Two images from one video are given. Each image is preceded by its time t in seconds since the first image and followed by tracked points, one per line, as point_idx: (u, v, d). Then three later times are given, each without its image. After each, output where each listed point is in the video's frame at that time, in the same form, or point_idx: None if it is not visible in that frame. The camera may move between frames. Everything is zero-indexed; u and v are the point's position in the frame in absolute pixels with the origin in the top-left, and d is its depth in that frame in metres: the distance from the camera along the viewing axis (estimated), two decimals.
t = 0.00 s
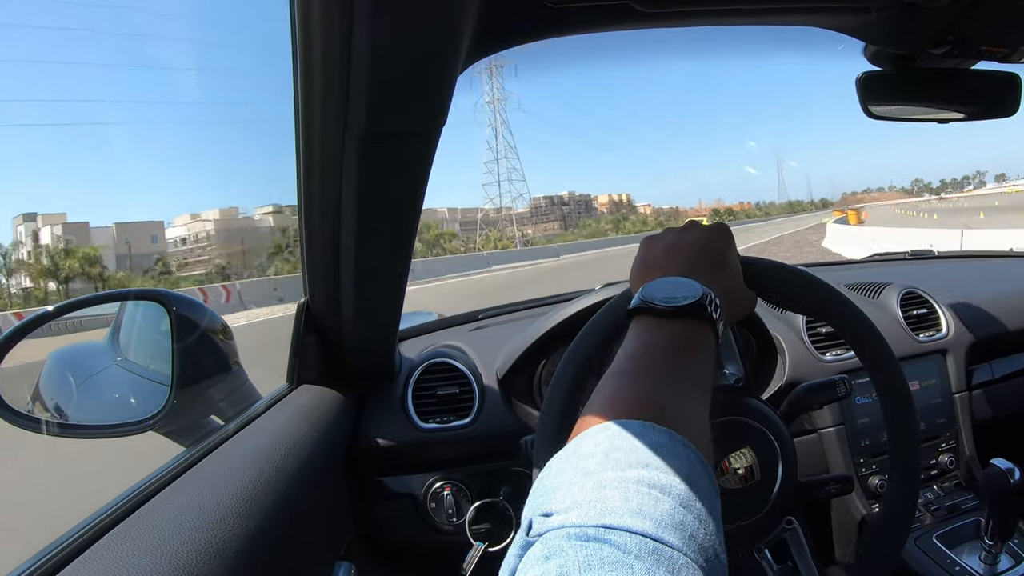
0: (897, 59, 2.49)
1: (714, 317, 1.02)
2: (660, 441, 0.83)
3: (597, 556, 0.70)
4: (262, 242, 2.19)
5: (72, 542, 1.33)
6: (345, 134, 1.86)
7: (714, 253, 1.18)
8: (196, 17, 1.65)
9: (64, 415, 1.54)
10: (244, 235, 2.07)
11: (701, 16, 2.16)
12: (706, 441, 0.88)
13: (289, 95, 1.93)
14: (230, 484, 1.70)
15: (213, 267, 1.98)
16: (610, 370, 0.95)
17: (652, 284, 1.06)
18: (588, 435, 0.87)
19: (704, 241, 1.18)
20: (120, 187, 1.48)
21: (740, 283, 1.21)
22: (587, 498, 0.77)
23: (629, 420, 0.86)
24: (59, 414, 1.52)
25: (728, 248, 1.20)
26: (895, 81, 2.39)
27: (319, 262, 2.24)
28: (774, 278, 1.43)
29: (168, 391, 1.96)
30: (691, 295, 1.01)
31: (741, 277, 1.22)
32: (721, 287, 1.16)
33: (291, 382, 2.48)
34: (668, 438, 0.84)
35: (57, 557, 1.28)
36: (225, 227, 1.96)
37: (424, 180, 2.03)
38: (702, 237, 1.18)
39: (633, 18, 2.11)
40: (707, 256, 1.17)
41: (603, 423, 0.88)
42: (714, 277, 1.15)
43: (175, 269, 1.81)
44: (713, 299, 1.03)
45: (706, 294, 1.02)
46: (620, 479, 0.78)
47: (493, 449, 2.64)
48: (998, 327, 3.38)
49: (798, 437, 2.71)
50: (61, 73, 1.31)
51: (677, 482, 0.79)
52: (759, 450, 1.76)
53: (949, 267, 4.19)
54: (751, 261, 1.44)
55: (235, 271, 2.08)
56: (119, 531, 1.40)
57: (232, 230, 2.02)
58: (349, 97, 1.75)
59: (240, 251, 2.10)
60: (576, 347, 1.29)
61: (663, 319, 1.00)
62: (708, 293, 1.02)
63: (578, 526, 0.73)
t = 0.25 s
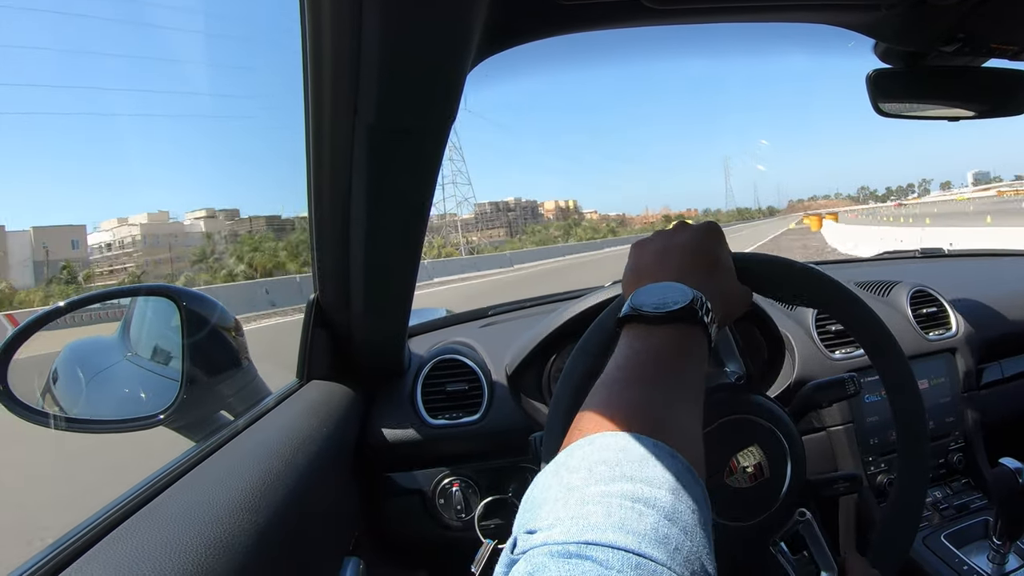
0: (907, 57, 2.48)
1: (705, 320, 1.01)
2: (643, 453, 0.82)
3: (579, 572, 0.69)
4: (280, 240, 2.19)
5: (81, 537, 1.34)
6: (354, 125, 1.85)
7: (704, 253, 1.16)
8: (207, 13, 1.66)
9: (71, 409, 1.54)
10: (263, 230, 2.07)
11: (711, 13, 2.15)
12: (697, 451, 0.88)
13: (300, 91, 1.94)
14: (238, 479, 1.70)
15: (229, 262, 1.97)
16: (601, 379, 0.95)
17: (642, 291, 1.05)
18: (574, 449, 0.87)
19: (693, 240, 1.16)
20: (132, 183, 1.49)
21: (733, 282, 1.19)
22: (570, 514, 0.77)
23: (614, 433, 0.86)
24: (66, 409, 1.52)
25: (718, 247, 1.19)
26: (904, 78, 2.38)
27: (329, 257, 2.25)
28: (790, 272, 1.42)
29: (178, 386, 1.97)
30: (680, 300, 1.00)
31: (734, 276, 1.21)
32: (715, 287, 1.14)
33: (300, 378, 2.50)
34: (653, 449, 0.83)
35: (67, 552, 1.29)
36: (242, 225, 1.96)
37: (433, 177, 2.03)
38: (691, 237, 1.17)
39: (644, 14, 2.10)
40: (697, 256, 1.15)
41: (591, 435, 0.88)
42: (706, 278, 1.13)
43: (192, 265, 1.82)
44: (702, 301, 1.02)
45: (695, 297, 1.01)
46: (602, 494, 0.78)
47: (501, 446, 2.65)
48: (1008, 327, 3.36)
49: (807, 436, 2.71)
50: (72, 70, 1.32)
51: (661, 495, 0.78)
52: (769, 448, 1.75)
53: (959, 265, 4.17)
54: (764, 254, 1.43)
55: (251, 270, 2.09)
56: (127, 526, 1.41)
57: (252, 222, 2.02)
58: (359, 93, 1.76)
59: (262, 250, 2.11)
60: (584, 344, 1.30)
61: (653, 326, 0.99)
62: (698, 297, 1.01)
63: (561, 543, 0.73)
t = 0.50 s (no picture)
0: (909, 57, 2.48)
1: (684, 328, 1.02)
2: (614, 470, 0.81)
3: None
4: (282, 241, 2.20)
5: (81, 536, 1.33)
6: (357, 125, 1.85)
7: (683, 259, 1.17)
8: (209, 14, 1.66)
9: (73, 409, 1.55)
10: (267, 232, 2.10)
11: (714, 13, 2.15)
12: (674, 466, 0.88)
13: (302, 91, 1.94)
14: (238, 478, 1.70)
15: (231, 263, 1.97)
16: (581, 393, 0.95)
17: (619, 302, 1.05)
18: (545, 468, 0.85)
19: (673, 246, 1.17)
20: (134, 181, 1.49)
21: (713, 288, 1.20)
22: (537, 534, 0.75)
23: (588, 450, 0.85)
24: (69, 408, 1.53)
25: (698, 252, 1.19)
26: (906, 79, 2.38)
27: (331, 257, 2.25)
28: (790, 271, 1.43)
29: (180, 385, 1.97)
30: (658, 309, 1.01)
31: (715, 280, 1.22)
32: (696, 292, 1.15)
33: (302, 377, 2.50)
34: (624, 466, 0.82)
35: (68, 551, 1.28)
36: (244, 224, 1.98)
37: (436, 176, 2.03)
38: (671, 243, 1.17)
39: (646, 14, 2.10)
40: (677, 262, 1.16)
41: (566, 451, 0.87)
42: (686, 284, 1.14)
43: (200, 263, 1.83)
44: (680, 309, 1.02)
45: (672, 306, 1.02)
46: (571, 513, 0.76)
47: (503, 446, 2.65)
48: (1010, 328, 3.35)
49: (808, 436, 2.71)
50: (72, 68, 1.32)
51: (630, 512, 0.77)
52: (770, 449, 1.75)
53: (961, 266, 4.16)
54: (769, 254, 1.44)
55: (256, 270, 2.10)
56: (128, 525, 1.40)
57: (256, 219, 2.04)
58: (361, 92, 1.75)
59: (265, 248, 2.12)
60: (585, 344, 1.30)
61: (631, 337, 1.00)
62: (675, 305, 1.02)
63: (528, 565, 0.70)
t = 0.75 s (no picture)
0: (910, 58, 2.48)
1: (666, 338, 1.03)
2: (590, 486, 0.82)
3: None
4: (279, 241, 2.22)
5: (82, 536, 1.33)
6: (358, 126, 1.85)
7: (665, 265, 1.17)
8: (210, 16, 1.67)
9: (75, 409, 1.55)
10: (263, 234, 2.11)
11: (715, 14, 2.16)
12: (653, 484, 0.89)
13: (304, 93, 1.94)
14: (239, 479, 1.70)
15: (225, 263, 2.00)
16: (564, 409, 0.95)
17: (600, 317, 1.06)
18: (523, 486, 0.86)
19: (655, 252, 1.17)
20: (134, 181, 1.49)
21: (696, 293, 1.21)
22: (513, 555, 0.76)
23: (565, 468, 0.85)
24: (71, 409, 1.54)
25: (681, 257, 1.20)
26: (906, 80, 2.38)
27: (332, 258, 2.25)
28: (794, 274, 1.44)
29: (181, 385, 1.97)
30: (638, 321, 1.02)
31: (698, 285, 1.22)
32: (678, 299, 1.16)
33: (304, 378, 2.50)
34: (601, 483, 0.83)
35: (68, 551, 1.28)
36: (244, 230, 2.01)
37: (437, 178, 2.03)
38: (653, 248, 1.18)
39: (647, 15, 2.10)
40: (659, 269, 1.16)
41: (545, 469, 0.87)
42: (668, 291, 1.15)
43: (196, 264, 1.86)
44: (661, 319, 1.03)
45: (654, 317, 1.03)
46: (547, 533, 0.77)
47: (503, 447, 2.66)
48: (1012, 329, 3.35)
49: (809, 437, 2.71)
50: (73, 69, 1.32)
51: (607, 529, 0.78)
52: (772, 451, 1.74)
53: (963, 267, 4.16)
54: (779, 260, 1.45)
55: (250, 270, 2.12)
56: (129, 526, 1.40)
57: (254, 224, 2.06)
58: (362, 93, 1.75)
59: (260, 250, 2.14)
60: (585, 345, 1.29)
61: (612, 350, 1.01)
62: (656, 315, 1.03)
63: None
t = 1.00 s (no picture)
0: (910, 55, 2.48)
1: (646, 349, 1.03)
2: (566, 504, 0.82)
3: None
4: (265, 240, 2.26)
5: (85, 536, 1.33)
6: (358, 126, 1.85)
7: (644, 275, 1.17)
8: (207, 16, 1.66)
9: (73, 410, 1.56)
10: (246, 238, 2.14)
11: (716, 12, 2.15)
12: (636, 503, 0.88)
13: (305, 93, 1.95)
14: (240, 480, 1.70)
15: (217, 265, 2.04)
16: (544, 430, 0.95)
17: (579, 332, 1.06)
18: (502, 506, 0.87)
19: (633, 263, 1.17)
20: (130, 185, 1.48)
21: (679, 300, 1.21)
22: None
23: (543, 487, 0.85)
24: (69, 410, 1.55)
25: (660, 266, 1.19)
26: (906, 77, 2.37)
27: (332, 259, 2.26)
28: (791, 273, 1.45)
29: (182, 387, 1.97)
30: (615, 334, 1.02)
31: (680, 292, 1.22)
32: (659, 309, 1.16)
33: (305, 378, 2.51)
34: (577, 500, 0.83)
35: (72, 551, 1.28)
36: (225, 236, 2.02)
37: (437, 179, 2.03)
38: (630, 259, 1.17)
39: (648, 14, 2.10)
40: (637, 280, 1.16)
41: (525, 490, 0.87)
42: (647, 302, 1.14)
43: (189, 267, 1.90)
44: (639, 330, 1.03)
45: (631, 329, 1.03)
46: (522, 556, 0.77)
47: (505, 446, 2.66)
48: (1014, 326, 3.35)
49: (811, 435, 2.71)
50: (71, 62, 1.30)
51: (583, 547, 0.78)
52: (774, 448, 1.76)
53: (965, 265, 4.16)
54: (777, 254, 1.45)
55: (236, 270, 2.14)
56: (132, 526, 1.40)
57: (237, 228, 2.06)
58: (362, 93, 1.76)
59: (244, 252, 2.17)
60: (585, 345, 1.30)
61: (591, 365, 1.02)
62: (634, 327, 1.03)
63: None
